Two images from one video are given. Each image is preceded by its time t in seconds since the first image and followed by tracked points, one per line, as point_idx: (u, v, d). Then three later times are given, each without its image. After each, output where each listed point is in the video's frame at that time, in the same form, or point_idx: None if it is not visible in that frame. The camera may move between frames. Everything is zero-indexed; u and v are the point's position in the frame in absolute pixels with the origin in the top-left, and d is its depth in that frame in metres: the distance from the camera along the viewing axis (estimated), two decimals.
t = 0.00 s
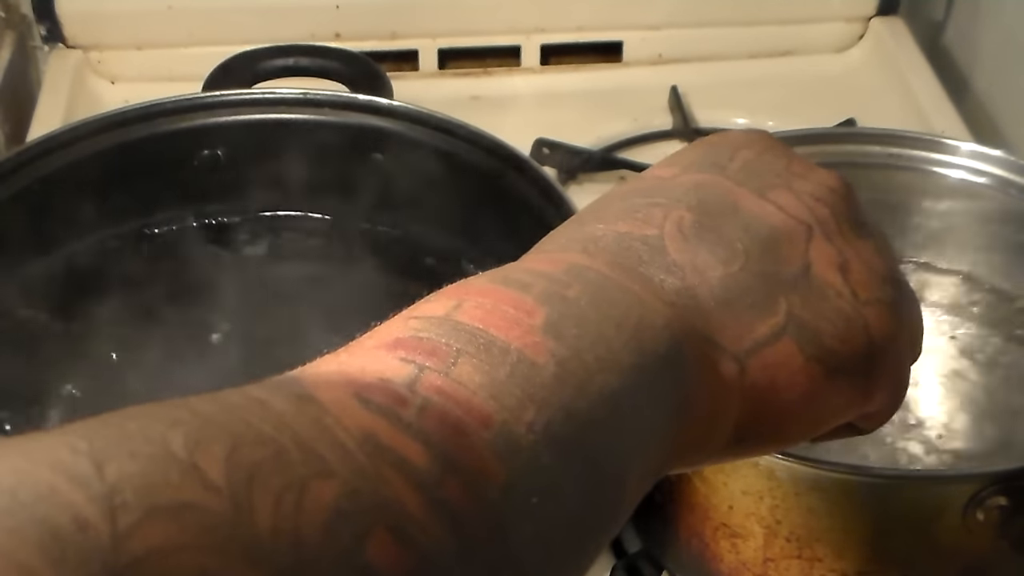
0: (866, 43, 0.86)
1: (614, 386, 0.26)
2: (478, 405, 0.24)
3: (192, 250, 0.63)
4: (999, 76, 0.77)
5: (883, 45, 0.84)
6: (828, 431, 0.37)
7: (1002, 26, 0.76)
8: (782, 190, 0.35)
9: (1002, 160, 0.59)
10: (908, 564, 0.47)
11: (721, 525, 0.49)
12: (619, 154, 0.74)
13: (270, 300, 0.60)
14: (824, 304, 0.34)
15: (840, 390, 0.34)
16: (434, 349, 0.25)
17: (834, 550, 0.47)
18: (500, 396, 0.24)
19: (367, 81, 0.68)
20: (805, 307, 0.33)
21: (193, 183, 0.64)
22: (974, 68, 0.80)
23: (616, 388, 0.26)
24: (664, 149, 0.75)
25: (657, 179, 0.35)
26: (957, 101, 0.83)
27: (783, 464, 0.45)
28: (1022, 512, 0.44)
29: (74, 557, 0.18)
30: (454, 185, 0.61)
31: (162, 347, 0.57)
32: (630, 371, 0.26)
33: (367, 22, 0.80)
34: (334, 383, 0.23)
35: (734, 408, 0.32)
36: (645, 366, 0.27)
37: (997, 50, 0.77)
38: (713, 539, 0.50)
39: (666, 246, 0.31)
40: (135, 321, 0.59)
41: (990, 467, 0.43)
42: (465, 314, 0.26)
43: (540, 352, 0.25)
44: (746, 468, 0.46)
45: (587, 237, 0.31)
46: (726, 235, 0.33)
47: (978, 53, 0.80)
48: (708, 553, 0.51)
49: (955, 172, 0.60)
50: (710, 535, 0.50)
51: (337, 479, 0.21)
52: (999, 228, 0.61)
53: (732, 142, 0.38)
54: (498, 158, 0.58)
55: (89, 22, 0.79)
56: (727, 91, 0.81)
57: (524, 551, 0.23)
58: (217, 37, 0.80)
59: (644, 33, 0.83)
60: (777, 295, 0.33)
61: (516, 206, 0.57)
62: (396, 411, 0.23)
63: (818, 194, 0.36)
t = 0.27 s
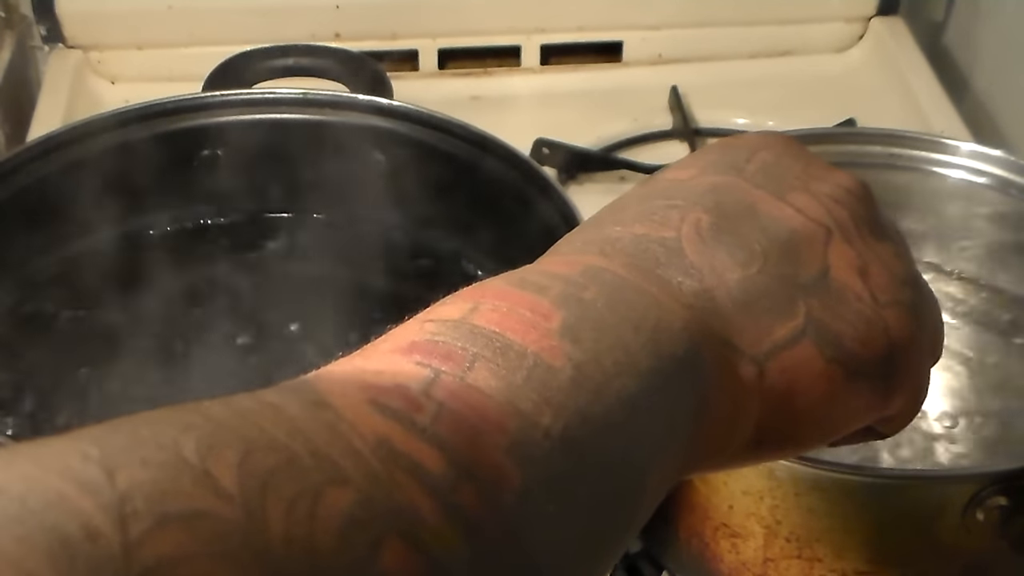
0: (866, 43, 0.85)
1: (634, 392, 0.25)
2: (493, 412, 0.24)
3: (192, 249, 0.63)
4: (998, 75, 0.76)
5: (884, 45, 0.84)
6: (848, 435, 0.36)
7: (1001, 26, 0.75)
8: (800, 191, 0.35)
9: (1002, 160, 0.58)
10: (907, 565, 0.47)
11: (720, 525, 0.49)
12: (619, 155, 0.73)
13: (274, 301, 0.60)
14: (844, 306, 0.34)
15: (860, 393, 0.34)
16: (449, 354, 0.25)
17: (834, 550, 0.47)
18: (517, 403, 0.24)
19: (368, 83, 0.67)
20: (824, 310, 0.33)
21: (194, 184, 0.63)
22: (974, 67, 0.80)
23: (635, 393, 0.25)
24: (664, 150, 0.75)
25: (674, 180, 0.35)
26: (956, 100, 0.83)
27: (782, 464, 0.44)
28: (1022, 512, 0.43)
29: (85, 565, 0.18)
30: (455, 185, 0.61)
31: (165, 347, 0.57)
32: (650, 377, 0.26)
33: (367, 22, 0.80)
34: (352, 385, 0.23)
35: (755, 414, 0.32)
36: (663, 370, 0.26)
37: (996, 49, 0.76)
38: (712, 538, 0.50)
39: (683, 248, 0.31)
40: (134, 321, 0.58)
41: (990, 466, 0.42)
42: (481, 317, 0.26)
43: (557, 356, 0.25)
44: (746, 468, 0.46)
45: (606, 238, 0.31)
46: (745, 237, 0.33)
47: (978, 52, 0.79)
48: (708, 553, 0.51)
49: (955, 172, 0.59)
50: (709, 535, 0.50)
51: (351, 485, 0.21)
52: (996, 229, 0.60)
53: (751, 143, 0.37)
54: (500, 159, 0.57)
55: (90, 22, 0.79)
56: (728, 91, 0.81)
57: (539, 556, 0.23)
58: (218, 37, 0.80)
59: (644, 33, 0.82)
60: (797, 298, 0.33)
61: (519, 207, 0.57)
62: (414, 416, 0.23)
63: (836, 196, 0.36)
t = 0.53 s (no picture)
0: (866, 43, 0.85)
1: (654, 392, 0.25)
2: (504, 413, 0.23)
3: (194, 249, 0.62)
4: (997, 75, 0.76)
5: (885, 45, 0.84)
6: (860, 438, 0.36)
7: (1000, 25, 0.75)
8: (811, 193, 0.36)
9: (1003, 160, 0.57)
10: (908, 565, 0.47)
11: (720, 525, 0.49)
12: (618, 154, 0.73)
13: (276, 302, 0.60)
14: (856, 308, 0.34)
15: (873, 395, 0.34)
16: (459, 356, 0.25)
17: (834, 550, 0.46)
18: (528, 405, 0.24)
19: (368, 82, 0.67)
20: (835, 310, 0.33)
21: (195, 184, 0.63)
22: (974, 67, 0.80)
23: (651, 396, 0.25)
24: (664, 150, 0.75)
25: (683, 183, 0.36)
26: (957, 100, 0.82)
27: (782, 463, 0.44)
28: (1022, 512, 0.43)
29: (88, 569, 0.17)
30: (456, 185, 0.60)
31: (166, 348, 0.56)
32: (666, 380, 0.26)
33: (366, 22, 0.79)
34: (364, 387, 0.23)
35: (767, 416, 0.32)
36: (676, 372, 0.26)
37: (996, 49, 0.76)
38: (712, 539, 0.49)
39: (693, 248, 0.31)
40: (135, 321, 0.58)
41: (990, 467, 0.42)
42: (491, 319, 0.26)
43: (567, 359, 0.25)
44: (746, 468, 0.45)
45: (616, 241, 0.31)
46: (755, 239, 0.33)
47: (978, 52, 0.79)
48: (708, 552, 0.50)
49: (955, 172, 0.59)
50: (710, 535, 0.49)
51: (358, 489, 0.21)
52: (997, 229, 0.60)
53: (757, 147, 0.38)
54: (500, 160, 0.57)
55: (91, 22, 0.79)
56: (728, 90, 0.80)
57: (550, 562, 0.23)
58: (219, 37, 0.80)
59: (644, 33, 0.82)
60: (808, 300, 0.33)
61: (520, 207, 0.57)
62: (425, 417, 0.23)
63: (847, 197, 0.36)
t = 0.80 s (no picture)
0: (866, 43, 0.85)
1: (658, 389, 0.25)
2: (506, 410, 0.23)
3: (196, 248, 0.62)
4: (997, 75, 0.76)
5: (885, 45, 0.84)
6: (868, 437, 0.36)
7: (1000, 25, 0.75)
8: (814, 192, 0.35)
9: (1002, 160, 0.58)
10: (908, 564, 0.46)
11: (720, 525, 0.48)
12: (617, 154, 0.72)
13: (278, 303, 0.60)
14: (862, 306, 0.34)
15: (881, 391, 0.34)
16: (466, 354, 0.25)
17: (834, 550, 0.46)
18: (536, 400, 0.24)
19: (368, 83, 0.67)
20: (840, 310, 0.33)
21: (194, 183, 0.63)
22: (974, 67, 0.80)
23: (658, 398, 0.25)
24: (664, 150, 0.75)
25: (686, 183, 0.35)
26: (957, 100, 0.82)
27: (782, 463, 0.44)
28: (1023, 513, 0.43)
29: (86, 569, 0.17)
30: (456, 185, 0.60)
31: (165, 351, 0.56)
32: (673, 380, 0.26)
33: (366, 22, 0.79)
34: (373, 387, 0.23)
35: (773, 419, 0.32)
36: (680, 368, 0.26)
37: (995, 49, 0.76)
38: (712, 538, 0.49)
39: (697, 249, 0.31)
40: (135, 322, 0.58)
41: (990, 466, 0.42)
42: (493, 320, 0.26)
43: (571, 359, 0.25)
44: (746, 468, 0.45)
45: (619, 243, 0.31)
46: (760, 239, 0.33)
47: (978, 52, 0.79)
48: (708, 552, 0.49)
49: (954, 172, 0.59)
50: (710, 534, 0.49)
51: (359, 489, 0.21)
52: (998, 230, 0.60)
53: (759, 146, 0.38)
54: (499, 160, 0.57)
55: (91, 22, 0.79)
56: (728, 90, 0.80)
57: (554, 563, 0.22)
58: (218, 37, 0.79)
59: (644, 33, 0.82)
60: (813, 299, 0.33)
61: (520, 207, 0.56)
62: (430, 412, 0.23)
63: (852, 195, 0.36)
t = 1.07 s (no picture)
0: (866, 43, 0.85)
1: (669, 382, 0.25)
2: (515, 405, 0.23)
3: (196, 249, 0.62)
4: (997, 75, 0.76)
5: (885, 45, 0.83)
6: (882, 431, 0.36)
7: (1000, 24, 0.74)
8: (822, 185, 0.35)
9: (1002, 160, 0.58)
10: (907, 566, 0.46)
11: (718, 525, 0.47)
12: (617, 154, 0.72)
13: (281, 302, 0.60)
14: (874, 298, 0.34)
15: (895, 385, 0.34)
16: (474, 348, 0.24)
17: (835, 549, 0.45)
18: (547, 394, 0.23)
19: (368, 82, 0.67)
20: (852, 303, 0.33)
21: (195, 182, 0.63)
22: (974, 67, 0.79)
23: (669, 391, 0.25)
24: (664, 150, 0.74)
25: (693, 181, 0.35)
26: (957, 100, 0.82)
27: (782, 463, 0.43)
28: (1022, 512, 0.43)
29: (84, 558, 0.17)
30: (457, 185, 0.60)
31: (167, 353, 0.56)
32: (683, 373, 0.26)
33: (366, 21, 0.79)
34: (380, 381, 0.23)
35: (785, 418, 0.31)
36: (690, 360, 0.26)
37: (995, 48, 0.76)
38: (712, 538, 0.48)
39: (706, 244, 0.31)
40: (136, 324, 0.57)
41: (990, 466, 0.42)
42: (501, 314, 0.26)
43: (579, 352, 0.24)
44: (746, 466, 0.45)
45: (626, 240, 0.31)
46: (769, 233, 0.32)
47: (979, 50, 0.78)
48: (708, 553, 0.48)
49: (955, 172, 0.60)
50: (710, 535, 0.48)
51: (365, 481, 0.20)
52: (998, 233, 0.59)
53: (765, 141, 0.38)
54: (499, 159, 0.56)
55: (91, 22, 0.78)
56: (729, 91, 0.80)
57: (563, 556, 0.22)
58: (218, 37, 0.79)
59: (644, 33, 0.82)
60: (825, 291, 0.32)
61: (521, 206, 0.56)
62: (441, 405, 0.23)
63: (860, 187, 0.36)
